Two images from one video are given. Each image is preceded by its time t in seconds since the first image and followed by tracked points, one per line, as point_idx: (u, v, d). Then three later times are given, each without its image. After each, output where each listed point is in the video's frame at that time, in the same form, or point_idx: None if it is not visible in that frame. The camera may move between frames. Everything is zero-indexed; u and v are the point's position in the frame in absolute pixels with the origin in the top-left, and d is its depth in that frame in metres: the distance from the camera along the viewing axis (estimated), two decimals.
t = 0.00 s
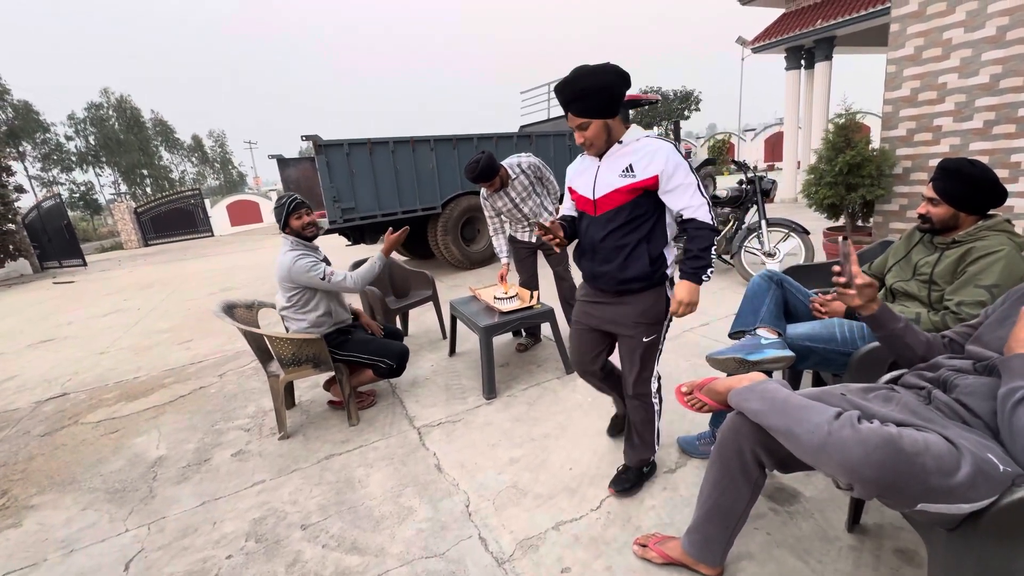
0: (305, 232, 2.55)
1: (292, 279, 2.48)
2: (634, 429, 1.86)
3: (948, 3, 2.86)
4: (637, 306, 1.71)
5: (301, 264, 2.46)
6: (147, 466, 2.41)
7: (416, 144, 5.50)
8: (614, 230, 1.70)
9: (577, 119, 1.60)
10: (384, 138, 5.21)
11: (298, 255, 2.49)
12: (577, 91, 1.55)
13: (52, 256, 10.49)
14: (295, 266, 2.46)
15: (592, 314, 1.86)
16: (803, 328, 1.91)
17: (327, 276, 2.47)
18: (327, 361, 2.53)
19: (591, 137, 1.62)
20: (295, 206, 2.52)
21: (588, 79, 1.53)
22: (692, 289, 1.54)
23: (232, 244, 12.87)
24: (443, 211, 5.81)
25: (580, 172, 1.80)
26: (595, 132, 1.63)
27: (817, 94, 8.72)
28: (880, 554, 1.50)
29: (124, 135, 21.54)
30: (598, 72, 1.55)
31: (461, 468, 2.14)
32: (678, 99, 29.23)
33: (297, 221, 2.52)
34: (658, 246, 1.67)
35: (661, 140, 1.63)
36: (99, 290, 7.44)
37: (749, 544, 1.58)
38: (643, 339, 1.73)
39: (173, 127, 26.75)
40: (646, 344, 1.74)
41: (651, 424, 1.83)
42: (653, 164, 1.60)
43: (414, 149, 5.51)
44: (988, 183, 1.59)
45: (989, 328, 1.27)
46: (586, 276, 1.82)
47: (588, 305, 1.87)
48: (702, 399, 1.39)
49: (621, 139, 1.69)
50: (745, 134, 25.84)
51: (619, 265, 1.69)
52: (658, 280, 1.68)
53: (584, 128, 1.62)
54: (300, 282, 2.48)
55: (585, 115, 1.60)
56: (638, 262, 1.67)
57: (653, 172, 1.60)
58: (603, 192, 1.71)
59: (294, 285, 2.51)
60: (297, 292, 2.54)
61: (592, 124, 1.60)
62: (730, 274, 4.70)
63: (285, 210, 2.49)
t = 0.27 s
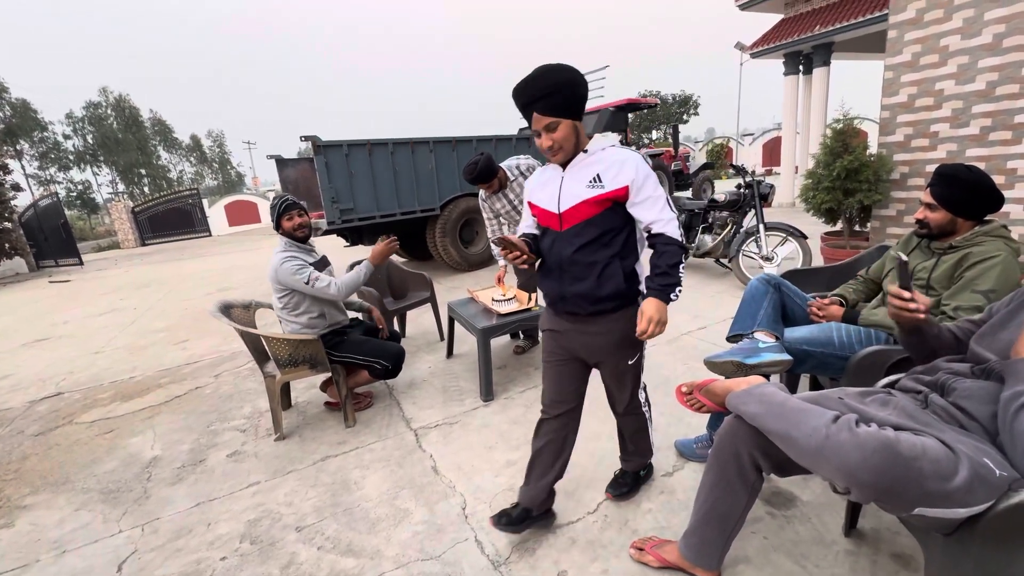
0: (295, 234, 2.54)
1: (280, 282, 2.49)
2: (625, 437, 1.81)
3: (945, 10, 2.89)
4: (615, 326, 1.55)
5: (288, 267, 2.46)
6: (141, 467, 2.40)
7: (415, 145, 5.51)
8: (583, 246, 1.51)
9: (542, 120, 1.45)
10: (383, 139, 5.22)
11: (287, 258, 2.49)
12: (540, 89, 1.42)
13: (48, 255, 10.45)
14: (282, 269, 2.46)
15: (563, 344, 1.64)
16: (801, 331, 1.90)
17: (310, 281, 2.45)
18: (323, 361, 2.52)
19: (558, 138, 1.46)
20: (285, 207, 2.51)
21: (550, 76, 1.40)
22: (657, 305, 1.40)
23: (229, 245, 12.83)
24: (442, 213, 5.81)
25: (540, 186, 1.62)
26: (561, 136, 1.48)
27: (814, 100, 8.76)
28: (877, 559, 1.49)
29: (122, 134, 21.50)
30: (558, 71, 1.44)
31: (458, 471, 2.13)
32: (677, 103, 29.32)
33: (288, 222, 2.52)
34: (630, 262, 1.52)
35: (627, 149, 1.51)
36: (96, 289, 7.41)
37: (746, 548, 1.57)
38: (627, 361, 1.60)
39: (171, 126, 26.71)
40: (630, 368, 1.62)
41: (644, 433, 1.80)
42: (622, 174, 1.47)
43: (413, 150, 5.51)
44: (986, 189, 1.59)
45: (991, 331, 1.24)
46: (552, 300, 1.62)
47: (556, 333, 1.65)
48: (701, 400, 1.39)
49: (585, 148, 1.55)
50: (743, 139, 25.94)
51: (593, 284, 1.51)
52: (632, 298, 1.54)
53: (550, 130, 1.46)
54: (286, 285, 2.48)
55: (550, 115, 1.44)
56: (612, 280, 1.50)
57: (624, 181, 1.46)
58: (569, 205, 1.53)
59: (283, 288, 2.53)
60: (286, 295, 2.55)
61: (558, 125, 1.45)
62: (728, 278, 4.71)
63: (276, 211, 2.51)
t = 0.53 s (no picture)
0: (291, 236, 2.54)
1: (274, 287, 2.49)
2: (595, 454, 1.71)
3: (939, 22, 2.95)
4: (553, 359, 1.42)
5: (281, 273, 2.45)
6: (133, 470, 2.38)
7: (414, 149, 5.52)
8: (522, 266, 1.36)
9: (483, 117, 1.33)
10: (382, 143, 5.23)
11: (280, 263, 2.48)
12: (482, 85, 1.32)
13: (42, 255, 10.37)
14: (274, 275, 2.46)
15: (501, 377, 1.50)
16: (796, 338, 1.91)
17: (302, 288, 2.44)
18: (319, 365, 2.51)
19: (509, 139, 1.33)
20: (285, 209, 2.51)
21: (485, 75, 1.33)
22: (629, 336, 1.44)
23: (225, 247, 12.78)
24: (440, 217, 5.82)
25: (472, 202, 1.45)
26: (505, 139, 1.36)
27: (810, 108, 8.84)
28: (872, 567, 1.49)
29: (119, 135, 21.47)
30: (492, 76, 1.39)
31: (453, 476, 2.13)
32: (674, 111, 29.51)
33: (285, 225, 2.51)
34: (571, 283, 1.41)
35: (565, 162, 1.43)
36: (90, 290, 7.36)
37: (741, 555, 1.57)
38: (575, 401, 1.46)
39: (169, 128, 26.68)
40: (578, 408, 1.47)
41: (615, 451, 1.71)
42: (565, 188, 1.36)
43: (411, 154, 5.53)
44: (980, 199, 1.61)
45: (984, 343, 1.26)
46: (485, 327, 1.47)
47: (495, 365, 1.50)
48: (695, 408, 1.39)
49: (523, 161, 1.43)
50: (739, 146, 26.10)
51: (531, 308, 1.37)
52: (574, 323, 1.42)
53: (492, 129, 1.34)
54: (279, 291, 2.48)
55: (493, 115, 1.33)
56: (554, 302, 1.37)
57: (567, 196, 1.35)
58: (507, 220, 1.37)
59: (276, 293, 2.52)
60: (279, 300, 2.54)
61: (502, 124, 1.34)
62: (724, 285, 4.72)
63: (276, 213, 2.52)
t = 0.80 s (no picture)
0: (286, 242, 2.54)
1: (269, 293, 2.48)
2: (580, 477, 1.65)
3: (931, 36, 3.00)
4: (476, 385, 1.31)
5: (276, 278, 2.44)
6: (123, 476, 2.35)
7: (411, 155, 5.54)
8: (460, 288, 1.28)
9: (400, 136, 1.20)
10: (380, 149, 5.25)
11: (276, 269, 2.47)
12: (399, 98, 1.18)
13: (35, 257, 10.30)
14: (270, 280, 2.45)
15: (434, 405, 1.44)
16: (790, 348, 1.92)
17: (300, 293, 2.45)
18: (313, 370, 2.50)
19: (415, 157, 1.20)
20: (279, 215, 2.51)
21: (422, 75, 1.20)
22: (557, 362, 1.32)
23: (220, 250, 12.73)
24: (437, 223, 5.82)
25: (410, 214, 1.37)
26: (429, 157, 1.24)
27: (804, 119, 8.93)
28: None
29: (116, 137, 21.42)
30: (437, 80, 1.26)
31: (447, 483, 2.12)
32: (670, 120, 29.72)
33: (280, 230, 2.51)
34: (512, 306, 1.32)
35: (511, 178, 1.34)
36: (82, 293, 7.31)
37: (734, 565, 1.57)
38: (491, 429, 1.31)
39: (166, 131, 26.64)
40: (494, 438, 1.31)
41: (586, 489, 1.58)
42: (509, 206, 1.28)
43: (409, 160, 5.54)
44: (971, 212, 1.63)
45: (970, 354, 1.29)
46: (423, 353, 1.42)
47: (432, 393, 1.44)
48: (689, 417, 1.40)
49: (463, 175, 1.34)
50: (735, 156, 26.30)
51: (467, 333, 1.29)
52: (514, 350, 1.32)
53: (413, 148, 1.22)
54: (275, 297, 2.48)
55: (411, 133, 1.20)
56: (492, 326, 1.29)
57: (511, 216, 1.27)
58: (445, 238, 1.29)
59: (272, 299, 2.51)
60: (274, 306, 2.53)
61: (422, 143, 1.21)
62: (719, 293, 4.74)
63: (271, 218, 2.52)
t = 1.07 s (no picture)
0: (279, 245, 2.53)
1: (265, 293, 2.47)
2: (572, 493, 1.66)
3: (923, 50, 3.05)
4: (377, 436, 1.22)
5: (272, 276, 2.44)
6: (114, 482, 2.33)
7: (409, 161, 5.56)
8: (362, 331, 1.15)
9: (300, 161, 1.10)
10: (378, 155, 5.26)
11: (269, 268, 2.47)
12: (295, 122, 1.06)
13: (30, 259, 10.24)
14: (265, 280, 2.44)
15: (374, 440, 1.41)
16: (785, 357, 1.92)
17: (297, 282, 2.48)
18: (309, 376, 2.48)
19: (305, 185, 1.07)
20: (268, 218, 2.52)
21: (325, 89, 1.06)
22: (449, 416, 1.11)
23: (216, 253, 12.69)
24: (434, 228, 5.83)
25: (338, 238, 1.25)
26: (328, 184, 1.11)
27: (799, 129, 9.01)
28: None
29: (113, 140, 21.39)
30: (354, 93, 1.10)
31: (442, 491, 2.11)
32: (667, 128, 29.93)
33: (271, 235, 2.51)
34: (416, 357, 1.15)
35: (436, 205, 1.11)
36: (76, 296, 7.26)
37: None
38: (380, 487, 1.21)
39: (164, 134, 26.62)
40: (383, 497, 1.20)
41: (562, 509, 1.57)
42: (411, 246, 1.07)
43: (407, 166, 5.56)
44: (962, 225, 1.65)
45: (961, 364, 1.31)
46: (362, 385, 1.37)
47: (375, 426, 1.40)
48: (685, 426, 1.40)
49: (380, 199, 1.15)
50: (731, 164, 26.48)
51: (367, 379, 1.18)
52: (417, 407, 1.18)
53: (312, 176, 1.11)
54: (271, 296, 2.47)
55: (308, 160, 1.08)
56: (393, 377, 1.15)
57: (411, 258, 1.06)
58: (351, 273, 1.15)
59: (268, 300, 2.50)
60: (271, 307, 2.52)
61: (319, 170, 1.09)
62: (715, 301, 4.76)
63: (261, 223, 2.51)
